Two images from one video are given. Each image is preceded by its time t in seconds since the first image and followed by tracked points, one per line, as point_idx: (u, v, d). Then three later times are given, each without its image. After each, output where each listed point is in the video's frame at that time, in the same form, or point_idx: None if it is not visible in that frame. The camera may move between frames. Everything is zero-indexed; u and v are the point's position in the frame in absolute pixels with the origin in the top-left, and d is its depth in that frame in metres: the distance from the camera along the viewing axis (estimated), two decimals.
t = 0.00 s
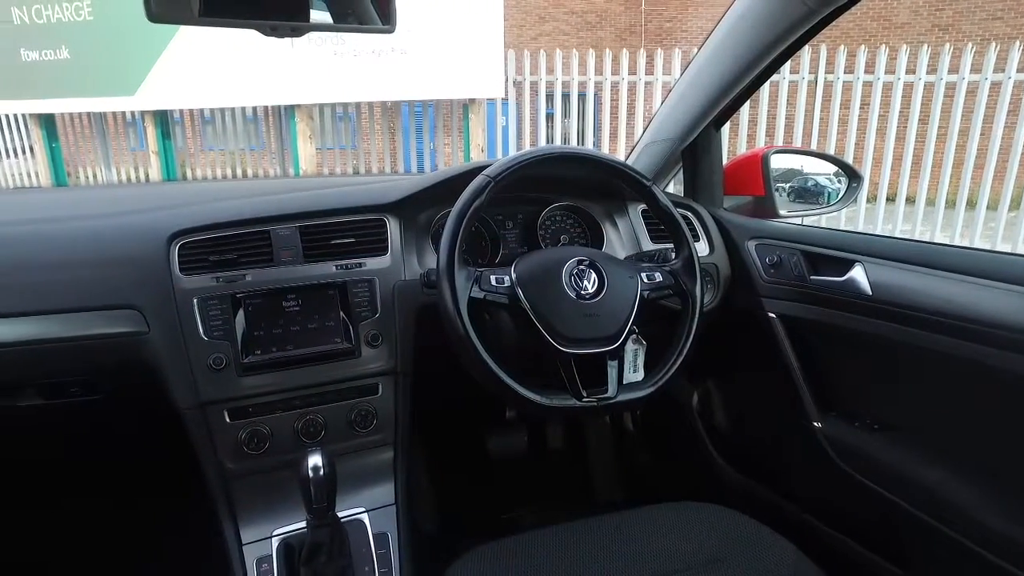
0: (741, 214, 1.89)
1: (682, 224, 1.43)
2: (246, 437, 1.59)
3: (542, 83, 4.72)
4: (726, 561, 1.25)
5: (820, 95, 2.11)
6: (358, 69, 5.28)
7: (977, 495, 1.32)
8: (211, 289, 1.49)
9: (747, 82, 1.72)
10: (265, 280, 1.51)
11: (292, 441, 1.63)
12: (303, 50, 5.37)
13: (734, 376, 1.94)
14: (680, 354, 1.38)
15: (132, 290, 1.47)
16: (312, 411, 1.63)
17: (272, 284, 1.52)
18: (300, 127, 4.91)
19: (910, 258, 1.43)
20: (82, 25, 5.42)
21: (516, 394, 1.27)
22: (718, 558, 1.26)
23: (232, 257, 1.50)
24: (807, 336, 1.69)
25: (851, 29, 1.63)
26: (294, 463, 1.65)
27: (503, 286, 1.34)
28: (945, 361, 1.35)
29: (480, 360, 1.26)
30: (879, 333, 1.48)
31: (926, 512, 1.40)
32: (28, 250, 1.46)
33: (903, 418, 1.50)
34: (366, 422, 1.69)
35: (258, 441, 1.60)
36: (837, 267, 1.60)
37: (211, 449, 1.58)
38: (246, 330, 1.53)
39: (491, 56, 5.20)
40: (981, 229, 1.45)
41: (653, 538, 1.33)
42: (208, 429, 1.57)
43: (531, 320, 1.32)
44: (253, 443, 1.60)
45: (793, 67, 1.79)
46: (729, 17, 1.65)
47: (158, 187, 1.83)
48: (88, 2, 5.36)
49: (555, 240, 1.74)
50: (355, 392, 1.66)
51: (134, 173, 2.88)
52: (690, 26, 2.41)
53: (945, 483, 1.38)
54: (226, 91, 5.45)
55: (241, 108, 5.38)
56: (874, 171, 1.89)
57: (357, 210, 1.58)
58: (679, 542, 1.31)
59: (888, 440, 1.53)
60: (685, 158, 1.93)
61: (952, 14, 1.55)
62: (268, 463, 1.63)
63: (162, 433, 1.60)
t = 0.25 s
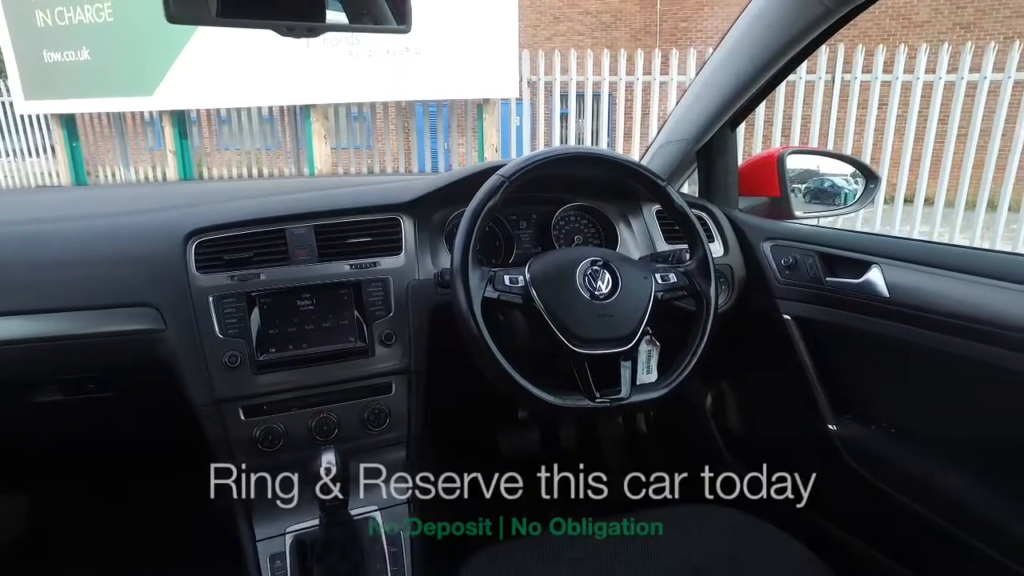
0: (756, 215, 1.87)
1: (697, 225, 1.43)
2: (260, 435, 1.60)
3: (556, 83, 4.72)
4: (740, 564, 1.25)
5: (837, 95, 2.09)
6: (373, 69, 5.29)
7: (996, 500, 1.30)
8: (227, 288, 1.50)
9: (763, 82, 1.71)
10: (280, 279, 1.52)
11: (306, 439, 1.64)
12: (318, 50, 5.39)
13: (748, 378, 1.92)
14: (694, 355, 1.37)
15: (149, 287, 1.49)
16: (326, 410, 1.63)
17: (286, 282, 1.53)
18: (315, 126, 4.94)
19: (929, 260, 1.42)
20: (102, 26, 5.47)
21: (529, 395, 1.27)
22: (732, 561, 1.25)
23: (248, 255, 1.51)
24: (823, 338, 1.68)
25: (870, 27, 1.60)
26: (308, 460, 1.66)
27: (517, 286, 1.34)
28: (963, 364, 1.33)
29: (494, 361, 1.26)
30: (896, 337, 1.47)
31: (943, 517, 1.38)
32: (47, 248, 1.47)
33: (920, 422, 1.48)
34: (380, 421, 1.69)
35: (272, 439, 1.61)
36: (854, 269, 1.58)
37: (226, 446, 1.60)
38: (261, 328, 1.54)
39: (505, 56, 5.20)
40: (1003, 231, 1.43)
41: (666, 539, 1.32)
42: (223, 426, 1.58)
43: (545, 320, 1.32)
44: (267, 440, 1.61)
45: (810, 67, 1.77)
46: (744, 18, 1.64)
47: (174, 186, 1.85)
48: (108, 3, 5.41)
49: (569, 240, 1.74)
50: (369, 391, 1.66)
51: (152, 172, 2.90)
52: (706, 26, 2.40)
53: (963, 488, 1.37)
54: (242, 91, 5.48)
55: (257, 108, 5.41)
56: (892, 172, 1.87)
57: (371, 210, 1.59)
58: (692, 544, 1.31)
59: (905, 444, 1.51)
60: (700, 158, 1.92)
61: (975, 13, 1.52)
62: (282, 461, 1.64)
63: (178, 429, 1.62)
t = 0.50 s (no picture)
0: (771, 216, 1.86)
1: (712, 226, 1.42)
2: (275, 433, 1.61)
3: (571, 84, 4.71)
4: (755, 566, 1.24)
5: (854, 96, 2.08)
6: (388, 69, 5.31)
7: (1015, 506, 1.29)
8: (243, 286, 1.51)
9: (780, 82, 1.69)
10: (295, 278, 1.53)
11: (319, 437, 1.64)
12: (334, 51, 5.43)
13: (763, 380, 1.90)
14: (709, 357, 1.36)
15: (167, 286, 1.51)
16: (339, 408, 1.64)
17: (301, 281, 1.54)
18: (330, 126, 4.96)
19: (948, 263, 1.40)
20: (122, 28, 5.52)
21: (543, 395, 1.27)
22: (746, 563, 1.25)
23: (263, 254, 1.52)
24: (839, 341, 1.66)
25: (889, 26, 1.59)
26: (322, 459, 1.66)
27: (531, 286, 1.34)
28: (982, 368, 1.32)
29: (508, 361, 1.26)
30: (914, 340, 1.45)
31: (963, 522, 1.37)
32: (70, 247, 1.51)
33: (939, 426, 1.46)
34: (393, 420, 1.69)
35: (286, 437, 1.62)
36: (871, 271, 1.57)
37: (242, 444, 1.61)
38: (276, 327, 1.55)
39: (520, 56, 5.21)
40: None
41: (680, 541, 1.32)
42: (238, 424, 1.58)
43: (559, 320, 1.32)
44: (282, 438, 1.61)
45: (827, 67, 1.76)
46: (761, 16, 1.63)
47: (191, 185, 1.87)
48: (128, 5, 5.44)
49: (583, 240, 1.73)
50: (382, 390, 1.66)
51: (170, 172, 2.93)
52: (722, 26, 2.38)
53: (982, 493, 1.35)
54: (259, 92, 5.52)
55: (272, 108, 5.45)
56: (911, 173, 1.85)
57: (385, 210, 1.60)
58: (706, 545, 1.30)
59: (924, 448, 1.50)
60: (716, 159, 1.91)
61: (1000, 10, 1.49)
62: (296, 459, 1.65)
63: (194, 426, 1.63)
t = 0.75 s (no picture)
0: (786, 217, 1.84)
1: (727, 227, 1.41)
2: (289, 431, 1.61)
3: (585, 84, 4.71)
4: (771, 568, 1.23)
5: (872, 95, 2.06)
6: (402, 69, 5.33)
7: None
8: (258, 285, 1.52)
9: (797, 82, 1.68)
10: (310, 277, 1.54)
11: (333, 435, 1.65)
12: (349, 51, 5.47)
13: (778, 382, 1.89)
14: (723, 358, 1.35)
15: (183, 284, 1.52)
16: (353, 407, 1.64)
17: (316, 280, 1.55)
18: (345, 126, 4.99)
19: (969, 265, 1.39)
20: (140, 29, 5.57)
21: (557, 395, 1.27)
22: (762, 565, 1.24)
23: (279, 253, 1.53)
24: (856, 343, 1.64)
25: (908, 26, 1.57)
26: (335, 457, 1.67)
27: (545, 286, 1.34)
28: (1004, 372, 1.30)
29: (522, 361, 1.26)
30: (934, 343, 1.44)
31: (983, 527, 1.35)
32: (89, 245, 1.53)
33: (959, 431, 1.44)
34: (406, 419, 1.69)
35: (301, 435, 1.62)
36: (888, 273, 1.55)
37: (258, 441, 1.62)
38: (290, 325, 1.56)
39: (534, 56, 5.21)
40: None
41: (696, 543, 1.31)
42: (253, 421, 1.60)
43: (572, 321, 1.31)
44: (295, 436, 1.62)
45: (844, 67, 1.74)
46: (778, 15, 1.62)
47: (207, 184, 1.88)
48: (145, 6, 5.46)
49: (597, 240, 1.73)
50: (395, 389, 1.67)
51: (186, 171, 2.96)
52: (737, 25, 2.37)
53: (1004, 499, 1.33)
54: (274, 91, 5.56)
55: (287, 108, 5.49)
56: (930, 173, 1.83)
57: (400, 209, 1.60)
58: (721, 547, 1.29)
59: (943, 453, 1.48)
60: (731, 159, 1.89)
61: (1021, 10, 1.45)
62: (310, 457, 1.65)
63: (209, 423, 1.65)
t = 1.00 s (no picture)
0: (802, 218, 1.83)
1: (742, 227, 1.40)
2: (303, 428, 1.62)
3: (598, 84, 4.70)
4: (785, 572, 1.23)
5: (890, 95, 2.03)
6: (415, 69, 5.34)
7: None
8: (274, 283, 1.54)
9: (812, 82, 1.67)
10: (324, 276, 1.55)
11: (346, 433, 1.65)
12: (363, 51, 5.50)
13: (792, 384, 1.87)
14: (737, 359, 1.35)
15: (200, 282, 1.54)
16: (366, 405, 1.65)
17: (331, 279, 1.55)
18: (358, 126, 5.01)
19: (988, 268, 1.37)
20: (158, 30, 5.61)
21: (570, 395, 1.27)
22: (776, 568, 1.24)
23: (294, 252, 1.55)
24: (872, 345, 1.63)
25: (928, 25, 1.57)
26: (348, 455, 1.68)
27: (558, 287, 1.34)
28: None
29: (535, 361, 1.26)
30: (953, 346, 1.42)
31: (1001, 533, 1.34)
32: (108, 244, 1.55)
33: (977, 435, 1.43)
34: (420, 419, 1.69)
35: (314, 433, 1.63)
36: (905, 275, 1.53)
37: (272, 439, 1.63)
38: (305, 323, 1.57)
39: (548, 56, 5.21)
40: None
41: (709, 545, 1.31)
42: (268, 419, 1.61)
43: (586, 321, 1.31)
44: (309, 433, 1.63)
45: (861, 67, 1.72)
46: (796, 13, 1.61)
47: (223, 183, 1.90)
48: (163, 8, 5.44)
49: (611, 241, 1.73)
50: (408, 388, 1.67)
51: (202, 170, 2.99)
52: (752, 24, 2.35)
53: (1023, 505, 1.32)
54: (289, 91, 5.60)
55: (302, 108, 5.53)
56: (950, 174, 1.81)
57: (414, 209, 1.61)
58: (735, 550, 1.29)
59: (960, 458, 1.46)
60: (746, 159, 1.88)
61: None
62: (324, 454, 1.66)
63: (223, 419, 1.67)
